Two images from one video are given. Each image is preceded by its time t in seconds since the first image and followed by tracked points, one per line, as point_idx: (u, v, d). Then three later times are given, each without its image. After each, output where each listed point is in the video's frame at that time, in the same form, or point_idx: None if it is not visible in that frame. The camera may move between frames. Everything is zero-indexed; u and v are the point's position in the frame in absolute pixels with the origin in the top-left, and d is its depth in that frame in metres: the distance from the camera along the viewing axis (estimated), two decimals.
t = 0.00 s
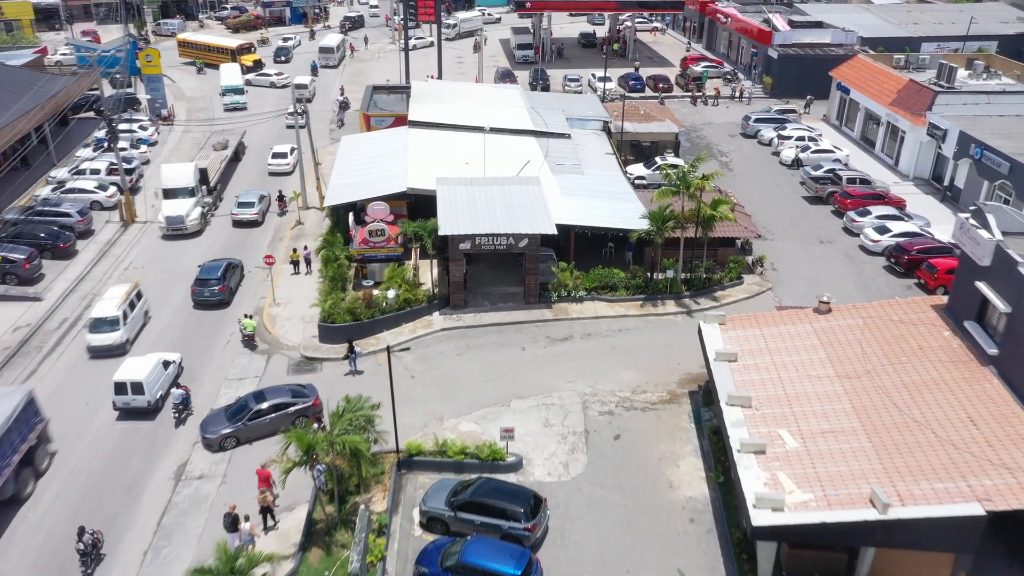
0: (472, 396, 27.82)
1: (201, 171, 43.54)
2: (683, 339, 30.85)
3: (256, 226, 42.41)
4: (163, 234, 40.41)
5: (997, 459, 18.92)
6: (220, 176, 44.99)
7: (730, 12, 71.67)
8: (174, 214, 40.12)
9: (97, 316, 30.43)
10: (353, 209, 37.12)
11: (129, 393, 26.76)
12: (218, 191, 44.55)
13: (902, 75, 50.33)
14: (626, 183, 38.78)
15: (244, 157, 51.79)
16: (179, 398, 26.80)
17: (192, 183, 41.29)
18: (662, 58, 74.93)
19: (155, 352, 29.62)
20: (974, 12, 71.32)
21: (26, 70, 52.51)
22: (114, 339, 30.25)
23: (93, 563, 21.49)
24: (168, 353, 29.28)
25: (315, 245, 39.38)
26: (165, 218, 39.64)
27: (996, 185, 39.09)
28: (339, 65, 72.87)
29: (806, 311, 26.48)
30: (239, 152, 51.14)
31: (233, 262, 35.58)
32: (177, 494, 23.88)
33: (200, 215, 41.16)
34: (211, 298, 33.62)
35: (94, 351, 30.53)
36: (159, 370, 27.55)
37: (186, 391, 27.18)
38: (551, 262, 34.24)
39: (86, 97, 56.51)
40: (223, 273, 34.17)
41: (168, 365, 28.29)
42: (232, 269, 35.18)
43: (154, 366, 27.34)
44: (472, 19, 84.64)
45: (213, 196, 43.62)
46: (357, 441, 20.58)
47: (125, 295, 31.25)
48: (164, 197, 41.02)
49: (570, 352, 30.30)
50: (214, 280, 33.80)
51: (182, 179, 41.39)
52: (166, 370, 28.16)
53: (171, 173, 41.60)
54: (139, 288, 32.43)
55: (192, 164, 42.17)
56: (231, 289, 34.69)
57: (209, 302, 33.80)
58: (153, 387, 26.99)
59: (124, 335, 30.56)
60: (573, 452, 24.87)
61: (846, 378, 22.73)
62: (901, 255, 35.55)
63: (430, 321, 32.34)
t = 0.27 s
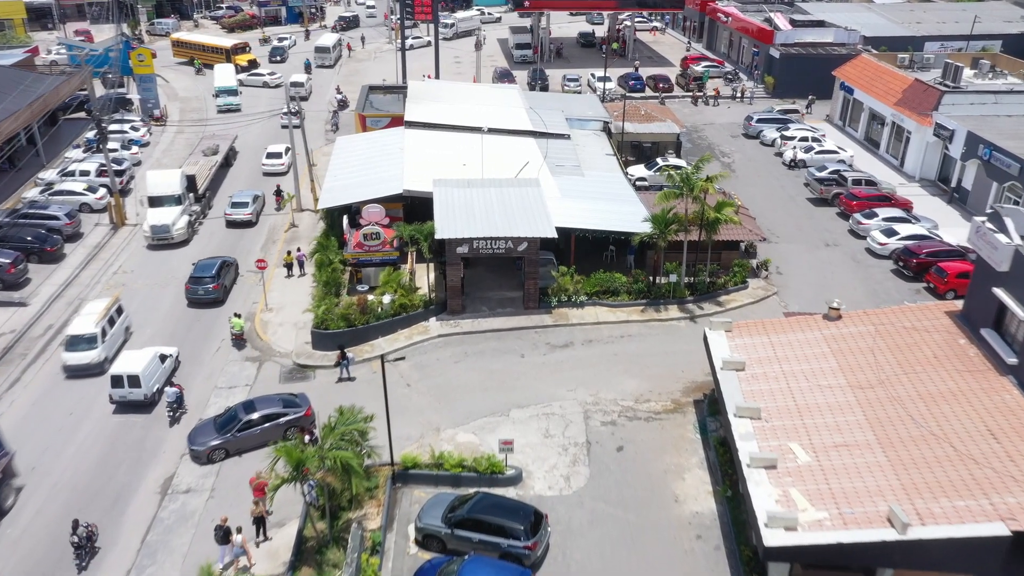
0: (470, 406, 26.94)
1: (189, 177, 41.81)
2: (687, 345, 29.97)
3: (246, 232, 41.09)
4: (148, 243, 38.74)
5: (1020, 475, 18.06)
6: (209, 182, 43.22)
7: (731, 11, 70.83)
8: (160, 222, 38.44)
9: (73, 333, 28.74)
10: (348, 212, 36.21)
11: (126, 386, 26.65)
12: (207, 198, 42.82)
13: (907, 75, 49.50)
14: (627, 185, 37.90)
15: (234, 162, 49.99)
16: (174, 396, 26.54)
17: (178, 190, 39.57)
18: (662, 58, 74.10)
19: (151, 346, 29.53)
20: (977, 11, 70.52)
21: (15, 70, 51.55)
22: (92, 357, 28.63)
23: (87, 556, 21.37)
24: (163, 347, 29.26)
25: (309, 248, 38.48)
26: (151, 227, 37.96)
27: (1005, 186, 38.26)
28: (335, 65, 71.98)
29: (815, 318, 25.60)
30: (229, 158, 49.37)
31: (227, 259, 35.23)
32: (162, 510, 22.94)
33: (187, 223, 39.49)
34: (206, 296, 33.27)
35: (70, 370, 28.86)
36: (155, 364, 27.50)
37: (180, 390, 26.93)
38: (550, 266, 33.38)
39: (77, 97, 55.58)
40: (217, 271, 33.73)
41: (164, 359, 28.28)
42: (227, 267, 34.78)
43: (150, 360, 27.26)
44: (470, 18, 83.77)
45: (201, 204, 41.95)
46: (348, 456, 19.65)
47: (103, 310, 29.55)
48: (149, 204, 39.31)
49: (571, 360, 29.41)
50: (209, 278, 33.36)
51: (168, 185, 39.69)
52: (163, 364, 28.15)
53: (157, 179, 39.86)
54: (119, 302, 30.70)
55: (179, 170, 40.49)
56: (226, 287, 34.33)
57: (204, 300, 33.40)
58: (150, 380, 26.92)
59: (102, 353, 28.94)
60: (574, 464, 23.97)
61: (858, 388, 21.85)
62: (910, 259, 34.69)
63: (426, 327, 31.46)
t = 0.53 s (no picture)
0: (467, 416, 25.79)
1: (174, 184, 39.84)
2: (695, 352, 28.82)
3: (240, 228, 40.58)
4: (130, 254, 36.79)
5: None
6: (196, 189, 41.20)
7: (733, 8, 69.70)
8: (142, 232, 36.49)
9: (41, 354, 26.72)
10: (342, 213, 35.05)
11: (120, 377, 26.40)
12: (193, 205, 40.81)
13: (915, 72, 48.37)
14: (631, 185, 36.78)
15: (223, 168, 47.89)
16: (165, 394, 25.93)
17: (162, 198, 37.58)
18: (663, 56, 72.98)
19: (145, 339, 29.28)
20: (983, 8, 69.42)
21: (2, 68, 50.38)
22: (60, 381, 26.58)
23: (79, 547, 21.05)
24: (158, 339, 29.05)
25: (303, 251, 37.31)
26: (132, 237, 36.01)
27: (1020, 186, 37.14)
28: (331, 63, 70.81)
29: (829, 324, 24.46)
30: (218, 162, 47.45)
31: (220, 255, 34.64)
32: (143, 528, 21.74)
33: (171, 233, 37.55)
34: (199, 293, 32.63)
35: (37, 395, 26.83)
36: (150, 355, 27.35)
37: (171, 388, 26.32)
38: (551, 269, 32.22)
39: (66, 96, 54.37)
40: (210, 267, 33.12)
41: (159, 351, 28.06)
42: (219, 263, 34.20)
43: (145, 351, 27.10)
44: (468, 16, 82.61)
45: (187, 212, 39.97)
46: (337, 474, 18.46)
47: (75, 329, 27.56)
48: (131, 213, 37.33)
49: (573, 367, 28.26)
50: (201, 275, 32.79)
51: (151, 193, 37.69)
52: (157, 356, 27.93)
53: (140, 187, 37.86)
54: (92, 321, 28.72)
55: (162, 177, 38.51)
56: (219, 283, 33.69)
57: (197, 297, 32.83)
58: (144, 371, 26.70)
59: (73, 376, 26.96)
60: (578, 479, 22.81)
61: (877, 399, 20.70)
62: (922, 261, 33.57)
63: (422, 332, 30.30)
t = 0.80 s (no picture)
0: (465, 427, 24.71)
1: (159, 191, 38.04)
2: (701, 358, 27.78)
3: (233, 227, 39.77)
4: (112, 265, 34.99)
5: None
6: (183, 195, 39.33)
7: (736, 6, 68.68)
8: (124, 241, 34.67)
9: (7, 377, 25.00)
10: (336, 214, 33.97)
11: (114, 371, 26.23)
12: (179, 212, 38.94)
13: (924, 70, 47.30)
14: (634, 186, 35.73)
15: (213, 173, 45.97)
16: (157, 393, 25.45)
17: (145, 205, 35.79)
18: (665, 55, 71.95)
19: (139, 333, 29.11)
20: (990, 6, 68.36)
21: None
22: (27, 406, 24.91)
23: (72, 539, 20.82)
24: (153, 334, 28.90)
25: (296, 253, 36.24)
26: (113, 246, 34.20)
27: None
28: (328, 62, 69.74)
29: (844, 331, 23.40)
30: (208, 167, 45.59)
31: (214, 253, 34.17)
32: (123, 546, 20.65)
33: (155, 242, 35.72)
34: (191, 291, 32.10)
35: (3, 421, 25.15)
36: (145, 349, 27.15)
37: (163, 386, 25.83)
38: (552, 273, 31.18)
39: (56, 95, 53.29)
40: (203, 264, 32.57)
41: (153, 345, 27.87)
42: (213, 260, 33.64)
43: (139, 345, 26.90)
44: (467, 14, 81.57)
45: (173, 220, 38.18)
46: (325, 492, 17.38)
47: (44, 349, 25.79)
48: (113, 221, 35.55)
49: (576, 375, 27.20)
50: (194, 272, 32.23)
51: (133, 200, 35.82)
52: (151, 350, 27.76)
53: (122, 194, 36.08)
54: (64, 339, 26.92)
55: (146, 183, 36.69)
56: (212, 281, 33.16)
57: (190, 294, 32.27)
58: (138, 365, 26.55)
59: (41, 401, 25.25)
60: (581, 494, 21.73)
61: (898, 411, 19.65)
62: (935, 264, 32.51)
63: (419, 338, 29.24)
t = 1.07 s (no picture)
0: (463, 438, 23.57)
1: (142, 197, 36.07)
2: (709, 365, 26.67)
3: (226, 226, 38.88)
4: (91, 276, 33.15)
5: None
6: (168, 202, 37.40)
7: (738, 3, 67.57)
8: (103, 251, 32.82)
9: None
10: (330, 215, 32.85)
11: (105, 366, 25.73)
12: (164, 220, 37.01)
13: (933, 67, 46.13)
14: (638, 186, 34.61)
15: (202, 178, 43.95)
16: (147, 392, 24.87)
17: (126, 212, 33.89)
18: (666, 53, 70.85)
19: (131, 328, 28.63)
20: (997, 4, 67.20)
21: None
22: None
23: (62, 532, 20.48)
24: (145, 329, 28.42)
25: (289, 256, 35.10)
26: (91, 256, 32.35)
27: None
28: (324, 60, 68.57)
29: (861, 338, 22.29)
30: (196, 171, 43.65)
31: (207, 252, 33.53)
32: (101, 567, 19.52)
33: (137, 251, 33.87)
34: (182, 289, 31.37)
35: None
36: (136, 344, 26.68)
37: (154, 386, 25.23)
38: (554, 276, 30.06)
39: (45, 93, 52.13)
40: (195, 262, 31.90)
41: (145, 340, 27.42)
42: (205, 258, 32.98)
43: (131, 340, 26.44)
44: (466, 12, 80.43)
45: (157, 227, 36.29)
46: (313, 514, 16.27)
47: (9, 372, 23.77)
48: (92, 229, 33.66)
49: (579, 383, 26.07)
50: (185, 270, 31.55)
51: (114, 207, 33.89)
52: (144, 345, 27.29)
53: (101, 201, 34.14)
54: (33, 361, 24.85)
55: (127, 189, 34.76)
56: (204, 279, 32.46)
57: (181, 293, 31.57)
58: (130, 360, 26.07)
59: (5, 429, 23.28)
60: (585, 510, 20.60)
61: (922, 424, 18.52)
62: (950, 266, 31.39)
63: (415, 344, 28.13)
